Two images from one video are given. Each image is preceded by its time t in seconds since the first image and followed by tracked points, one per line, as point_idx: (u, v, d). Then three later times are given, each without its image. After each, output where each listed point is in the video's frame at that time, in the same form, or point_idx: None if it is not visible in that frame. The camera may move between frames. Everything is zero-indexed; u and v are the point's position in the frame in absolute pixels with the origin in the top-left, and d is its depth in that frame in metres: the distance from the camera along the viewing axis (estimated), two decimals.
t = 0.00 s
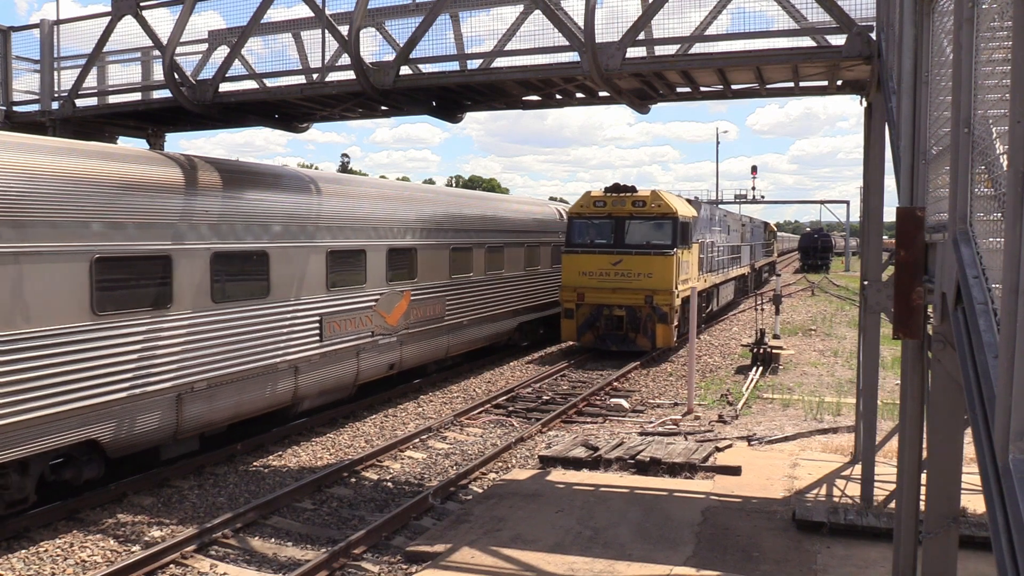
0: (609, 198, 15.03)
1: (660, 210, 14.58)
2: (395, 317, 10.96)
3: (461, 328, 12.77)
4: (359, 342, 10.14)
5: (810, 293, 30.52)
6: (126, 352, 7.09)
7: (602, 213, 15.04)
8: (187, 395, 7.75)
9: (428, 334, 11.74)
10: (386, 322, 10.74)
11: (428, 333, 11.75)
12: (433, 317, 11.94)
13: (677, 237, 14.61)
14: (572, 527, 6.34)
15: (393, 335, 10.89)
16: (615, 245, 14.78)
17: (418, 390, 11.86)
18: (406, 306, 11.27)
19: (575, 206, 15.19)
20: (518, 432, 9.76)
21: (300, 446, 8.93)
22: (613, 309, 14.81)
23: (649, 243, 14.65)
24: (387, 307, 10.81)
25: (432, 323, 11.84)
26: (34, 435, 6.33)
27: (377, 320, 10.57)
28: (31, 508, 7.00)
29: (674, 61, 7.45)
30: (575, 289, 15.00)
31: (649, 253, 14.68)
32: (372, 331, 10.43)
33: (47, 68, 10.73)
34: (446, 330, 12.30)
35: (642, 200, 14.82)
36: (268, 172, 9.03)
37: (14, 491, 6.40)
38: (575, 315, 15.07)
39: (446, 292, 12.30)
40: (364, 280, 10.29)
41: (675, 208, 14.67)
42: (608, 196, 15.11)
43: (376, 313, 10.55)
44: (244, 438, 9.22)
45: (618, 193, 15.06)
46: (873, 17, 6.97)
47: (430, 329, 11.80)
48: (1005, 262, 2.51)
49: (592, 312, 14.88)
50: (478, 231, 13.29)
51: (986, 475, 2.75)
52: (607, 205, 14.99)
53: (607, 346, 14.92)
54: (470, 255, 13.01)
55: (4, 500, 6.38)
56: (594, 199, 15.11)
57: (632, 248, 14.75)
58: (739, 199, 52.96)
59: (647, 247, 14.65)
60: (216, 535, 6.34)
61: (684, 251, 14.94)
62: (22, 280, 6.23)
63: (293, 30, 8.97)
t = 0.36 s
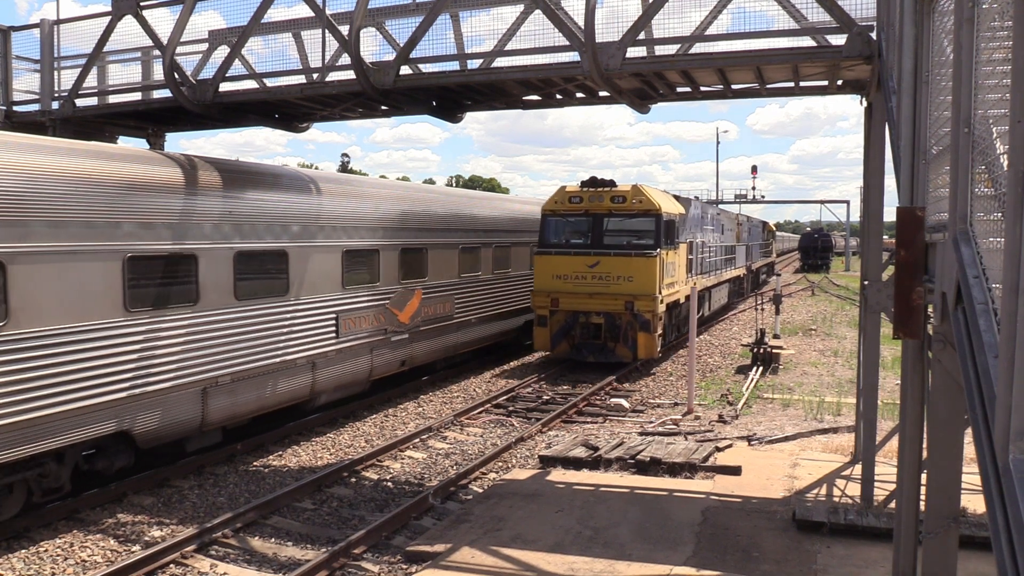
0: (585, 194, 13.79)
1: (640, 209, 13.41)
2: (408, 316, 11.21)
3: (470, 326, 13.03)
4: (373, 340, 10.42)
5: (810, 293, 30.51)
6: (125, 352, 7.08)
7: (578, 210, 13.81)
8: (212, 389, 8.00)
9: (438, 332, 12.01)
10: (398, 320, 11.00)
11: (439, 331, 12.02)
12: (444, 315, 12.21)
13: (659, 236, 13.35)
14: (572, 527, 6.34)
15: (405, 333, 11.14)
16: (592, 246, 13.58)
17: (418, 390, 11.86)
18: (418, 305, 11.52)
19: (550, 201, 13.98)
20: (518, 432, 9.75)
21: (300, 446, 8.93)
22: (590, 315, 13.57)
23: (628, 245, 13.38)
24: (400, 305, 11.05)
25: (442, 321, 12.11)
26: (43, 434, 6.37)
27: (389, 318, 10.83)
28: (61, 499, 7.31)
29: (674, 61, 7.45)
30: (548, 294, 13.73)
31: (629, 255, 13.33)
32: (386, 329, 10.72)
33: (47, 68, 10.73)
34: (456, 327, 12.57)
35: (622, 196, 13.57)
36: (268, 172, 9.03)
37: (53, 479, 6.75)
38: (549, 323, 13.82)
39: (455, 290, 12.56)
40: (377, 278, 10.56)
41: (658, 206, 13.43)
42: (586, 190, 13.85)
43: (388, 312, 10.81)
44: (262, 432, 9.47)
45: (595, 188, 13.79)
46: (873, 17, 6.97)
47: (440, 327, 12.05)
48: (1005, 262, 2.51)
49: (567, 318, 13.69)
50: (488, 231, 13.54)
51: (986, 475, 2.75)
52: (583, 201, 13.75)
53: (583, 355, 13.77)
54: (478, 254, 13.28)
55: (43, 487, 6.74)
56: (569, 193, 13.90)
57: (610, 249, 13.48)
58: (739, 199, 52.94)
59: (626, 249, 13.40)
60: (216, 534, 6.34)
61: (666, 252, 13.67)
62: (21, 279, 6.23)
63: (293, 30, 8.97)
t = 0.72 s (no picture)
0: (556, 188, 12.19)
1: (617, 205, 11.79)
2: (418, 313, 11.47)
3: (478, 324, 13.29)
4: (385, 337, 10.71)
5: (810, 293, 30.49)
6: (126, 352, 7.08)
7: (548, 206, 12.22)
8: (220, 385, 8.09)
9: (448, 329, 12.30)
10: (409, 318, 11.27)
11: (449, 328, 12.31)
12: (453, 312, 12.47)
13: (640, 234, 11.75)
14: (572, 527, 6.34)
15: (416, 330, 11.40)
16: (563, 246, 11.97)
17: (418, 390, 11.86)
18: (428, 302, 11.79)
19: (517, 196, 12.39)
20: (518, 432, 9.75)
21: (300, 446, 8.93)
22: (561, 324, 11.95)
23: (604, 245, 11.75)
24: (411, 303, 11.31)
25: (451, 319, 12.39)
26: (45, 433, 6.38)
27: (401, 316, 11.08)
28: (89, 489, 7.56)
29: (674, 61, 7.45)
30: (515, 300, 12.08)
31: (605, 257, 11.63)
32: (399, 327, 11.01)
33: (47, 68, 10.72)
34: (465, 325, 12.83)
35: (597, 190, 11.97)
36: (268, 172, 9.04)
37: (87, 468, 6.97)
38: (516, 332, 12.19)
39: (464, 289, 12.83)
40: (390, 278, 10.84)
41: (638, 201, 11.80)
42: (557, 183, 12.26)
43: (400, 309, 11.07)
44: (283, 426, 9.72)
45: (568, 182, 12.20)
46: (873, 17, 6.97)
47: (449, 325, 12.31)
48: (1005, 262, 2.51)
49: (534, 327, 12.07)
50: (492, 231, 13.69)
51: (986, 475, 2.75)
52: (554, 196, 12.15)
53: (552, 370, 12.15)
54: (486, 254, 13.56)
55: (78, 476, 6.97)
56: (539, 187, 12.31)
57: (584, 249, 11.86)
58: (739, 199, 52.89)
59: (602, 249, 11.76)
60: (216, 534, 6.33)
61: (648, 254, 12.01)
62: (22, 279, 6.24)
63: (293, 30, 8.97)
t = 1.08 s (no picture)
0: (521, 182, 10.98)
1: (588, 200, 10.54)
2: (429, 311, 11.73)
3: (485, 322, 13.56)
4: (397, 333, 10.96)
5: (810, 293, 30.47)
6: (126, 352, 7.07)
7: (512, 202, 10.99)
8: (224, 383, 8.15)
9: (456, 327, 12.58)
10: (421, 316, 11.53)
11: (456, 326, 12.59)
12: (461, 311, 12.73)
13: (614, 235, 10.46)
14: (572, 527, 6.34)
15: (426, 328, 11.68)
16: (528, 247, 10.74)
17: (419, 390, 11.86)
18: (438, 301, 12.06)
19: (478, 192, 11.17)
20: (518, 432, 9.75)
21: (300, 446, 8.92)
22: (524, 336, 10.72)
23: (574, 246, 10.54)
24: (422, 301, 11.56)
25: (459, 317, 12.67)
26: (45, 434, 6.38)
27: (412, 314, 11.33)
28: (122, 478, 7.94)
29: (674, 61, 7.45)
30: (474, 309, 10.89)
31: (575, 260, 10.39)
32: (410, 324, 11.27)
33: (47, 68, 10.72)
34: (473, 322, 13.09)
35: (566, 183, 10.72)
36: (268, 172, 9.05)
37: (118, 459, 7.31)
38: (475, 344, 11.03)
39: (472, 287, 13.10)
40: (402, 277, 11.10)
41: (612, 195, 10.52)
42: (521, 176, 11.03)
43: (412, 308, 11.32)
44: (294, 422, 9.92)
45: (533, 175, 10.97)
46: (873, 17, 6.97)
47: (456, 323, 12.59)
48: (1005, 262, 2.51)
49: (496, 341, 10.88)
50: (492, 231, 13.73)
51: (986, 474, 2.75)
52: (518, 191, 10.94)
53: (515, 388, 10.93)
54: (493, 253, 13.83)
55: (111, 466, 7.33)
56: (501, 181, 11.08)
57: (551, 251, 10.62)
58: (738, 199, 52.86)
59: (571, 250, 10.52)
60: (216, 534, 6.33)
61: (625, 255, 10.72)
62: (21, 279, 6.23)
63: (292, 30, 8.97)
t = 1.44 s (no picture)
0: (475, 174, 9.78)
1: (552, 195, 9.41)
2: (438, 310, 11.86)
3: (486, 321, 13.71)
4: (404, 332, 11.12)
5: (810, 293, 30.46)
6: (127, 352, 7.07)
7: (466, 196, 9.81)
8: (225, 382, 8.17)
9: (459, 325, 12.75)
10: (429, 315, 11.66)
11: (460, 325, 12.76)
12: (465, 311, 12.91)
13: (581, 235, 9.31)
14: (572, 527, 6.34)
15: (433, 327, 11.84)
16: (482, 250, 9.59)
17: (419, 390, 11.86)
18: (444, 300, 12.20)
19: (427, 185, 9.98)
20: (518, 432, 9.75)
21: (300, 446, 8.92)
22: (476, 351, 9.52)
23: (535, 248, 9.41)
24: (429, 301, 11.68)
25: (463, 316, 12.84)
26: (44, 434, 6.38)
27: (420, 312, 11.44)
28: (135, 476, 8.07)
29: (674, 61, 7.45)
30: (421, 319, 9.70)
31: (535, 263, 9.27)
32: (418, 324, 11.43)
33: (47, 68, 10.72)
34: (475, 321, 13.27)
35: (525, 174, 9.53)
36: (268, 172, 9.06)
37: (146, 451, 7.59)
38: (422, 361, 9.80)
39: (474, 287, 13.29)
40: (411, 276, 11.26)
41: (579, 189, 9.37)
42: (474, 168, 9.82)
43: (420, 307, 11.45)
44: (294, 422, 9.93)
45: (488, 165, 9.75)
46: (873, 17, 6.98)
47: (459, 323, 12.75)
48: (1005, 262, 2.51)
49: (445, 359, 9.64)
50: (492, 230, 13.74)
51: (986, 474, 2.75)
52: (472, 183, 9.77)
53: (468, 410, 9.81)
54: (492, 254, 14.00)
55: (138, 457, 7.61)
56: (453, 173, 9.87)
57: (507, 254, 9.48)
58: (738, 199, 52.84)
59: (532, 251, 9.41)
60: (216, 534, 6.34)
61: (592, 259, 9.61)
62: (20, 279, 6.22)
63: (292, 30, 8.97)
